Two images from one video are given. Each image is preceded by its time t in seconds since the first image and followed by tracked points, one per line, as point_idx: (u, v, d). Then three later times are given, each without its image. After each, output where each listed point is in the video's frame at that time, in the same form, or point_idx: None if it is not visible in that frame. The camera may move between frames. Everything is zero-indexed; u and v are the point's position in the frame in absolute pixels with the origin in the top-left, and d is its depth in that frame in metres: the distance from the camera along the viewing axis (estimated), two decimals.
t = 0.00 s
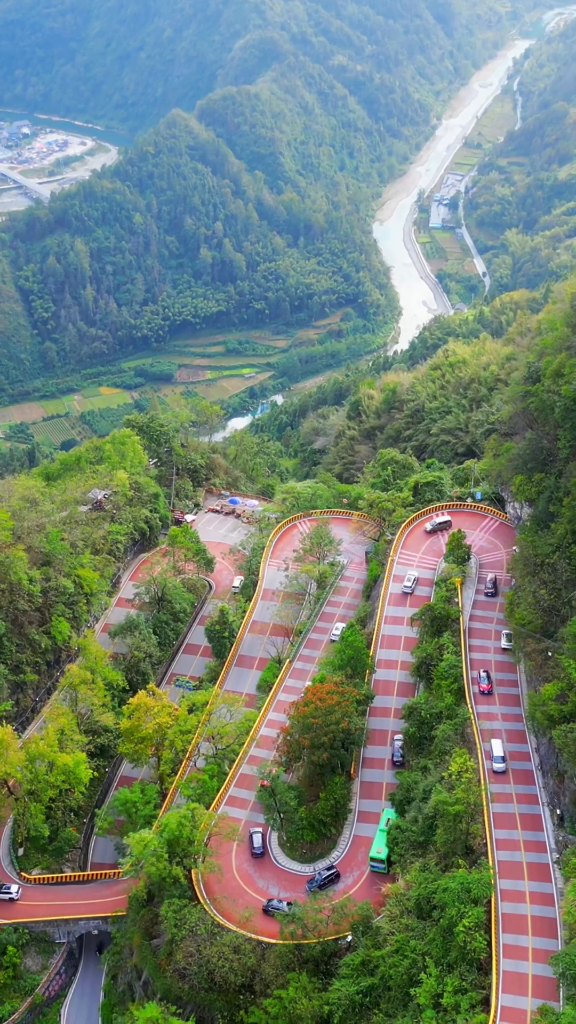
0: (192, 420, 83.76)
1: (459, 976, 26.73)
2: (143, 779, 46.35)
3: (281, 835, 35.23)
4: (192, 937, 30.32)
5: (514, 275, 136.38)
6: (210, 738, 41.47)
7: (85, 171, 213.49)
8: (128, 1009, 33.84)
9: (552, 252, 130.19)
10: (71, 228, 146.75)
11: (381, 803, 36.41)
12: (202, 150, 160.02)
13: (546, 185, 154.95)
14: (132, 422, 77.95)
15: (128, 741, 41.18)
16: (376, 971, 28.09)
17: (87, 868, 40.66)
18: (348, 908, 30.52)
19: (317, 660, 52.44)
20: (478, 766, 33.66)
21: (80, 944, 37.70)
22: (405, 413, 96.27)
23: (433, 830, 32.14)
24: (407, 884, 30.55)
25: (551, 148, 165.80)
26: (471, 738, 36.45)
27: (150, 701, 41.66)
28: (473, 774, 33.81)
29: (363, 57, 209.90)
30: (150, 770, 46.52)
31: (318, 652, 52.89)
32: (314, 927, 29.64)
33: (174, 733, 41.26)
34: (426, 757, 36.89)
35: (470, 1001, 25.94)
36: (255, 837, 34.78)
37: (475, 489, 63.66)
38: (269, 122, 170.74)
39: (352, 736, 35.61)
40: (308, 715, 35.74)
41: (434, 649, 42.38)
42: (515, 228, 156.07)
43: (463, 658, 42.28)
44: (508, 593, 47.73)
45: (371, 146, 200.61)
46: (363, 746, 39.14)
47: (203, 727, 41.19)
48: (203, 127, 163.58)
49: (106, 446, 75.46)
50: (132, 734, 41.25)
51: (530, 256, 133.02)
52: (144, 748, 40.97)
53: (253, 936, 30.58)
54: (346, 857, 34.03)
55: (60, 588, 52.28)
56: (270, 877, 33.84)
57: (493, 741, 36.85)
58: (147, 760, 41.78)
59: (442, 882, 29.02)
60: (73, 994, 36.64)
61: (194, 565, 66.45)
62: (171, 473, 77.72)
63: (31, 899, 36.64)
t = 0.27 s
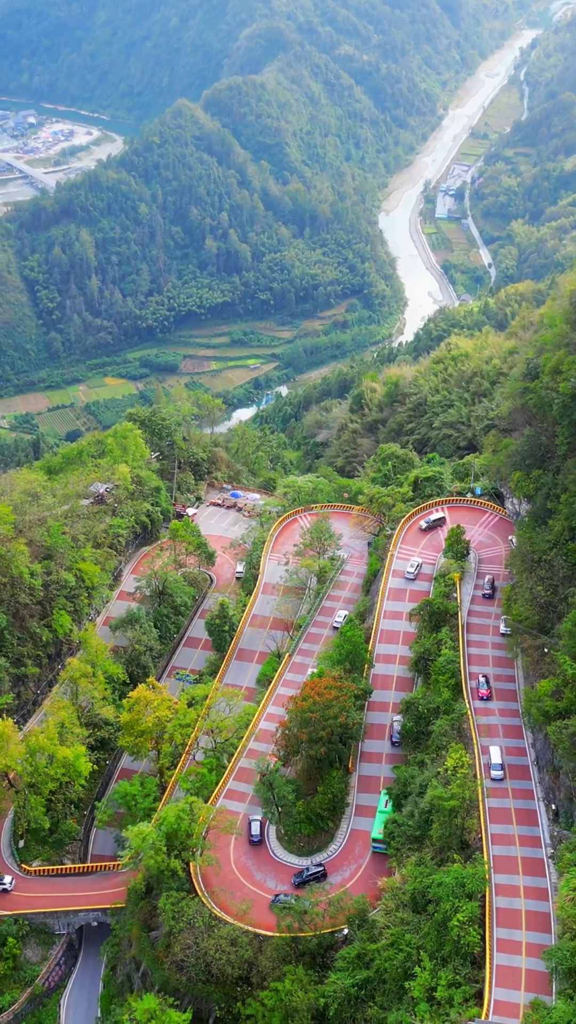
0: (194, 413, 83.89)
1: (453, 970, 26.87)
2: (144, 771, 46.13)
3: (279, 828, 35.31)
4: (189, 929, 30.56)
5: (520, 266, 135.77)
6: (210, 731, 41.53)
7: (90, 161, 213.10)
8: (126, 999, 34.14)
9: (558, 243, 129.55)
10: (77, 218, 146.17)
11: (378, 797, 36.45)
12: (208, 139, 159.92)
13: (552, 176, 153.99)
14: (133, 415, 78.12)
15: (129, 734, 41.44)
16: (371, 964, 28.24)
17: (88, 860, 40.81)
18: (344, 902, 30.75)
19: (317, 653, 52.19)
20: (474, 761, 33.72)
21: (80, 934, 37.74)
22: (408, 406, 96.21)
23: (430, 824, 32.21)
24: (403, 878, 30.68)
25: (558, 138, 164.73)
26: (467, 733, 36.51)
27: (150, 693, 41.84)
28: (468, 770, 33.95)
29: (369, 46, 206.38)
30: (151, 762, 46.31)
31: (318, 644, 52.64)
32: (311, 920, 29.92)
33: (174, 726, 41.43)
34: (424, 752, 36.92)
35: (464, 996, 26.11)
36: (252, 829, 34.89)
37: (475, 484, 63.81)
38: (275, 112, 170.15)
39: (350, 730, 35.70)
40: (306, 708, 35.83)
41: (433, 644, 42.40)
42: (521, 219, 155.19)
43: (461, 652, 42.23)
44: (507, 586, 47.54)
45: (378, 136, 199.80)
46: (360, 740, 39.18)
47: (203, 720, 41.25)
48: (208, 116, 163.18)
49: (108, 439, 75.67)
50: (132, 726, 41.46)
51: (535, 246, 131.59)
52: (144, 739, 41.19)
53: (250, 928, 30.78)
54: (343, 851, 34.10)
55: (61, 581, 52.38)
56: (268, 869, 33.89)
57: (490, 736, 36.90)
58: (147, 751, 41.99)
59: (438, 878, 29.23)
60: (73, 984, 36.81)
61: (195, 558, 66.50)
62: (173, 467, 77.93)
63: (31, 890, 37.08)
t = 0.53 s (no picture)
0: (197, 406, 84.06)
1: (447, 964, 27.14)
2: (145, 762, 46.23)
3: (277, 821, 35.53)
4: (187, 921, 30.86)
5: (525, 257, 135.50)
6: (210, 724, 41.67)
7: (96, 150, 213.01)
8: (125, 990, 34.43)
9: (563, 234, 129.30)
10: (82, 207, 146.83)
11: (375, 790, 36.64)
12: (213, 129, 160.12)
13: (558, 166, 153.61)
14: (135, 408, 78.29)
15: (129, 727, 41.54)
16: (366, 956, 28.54)
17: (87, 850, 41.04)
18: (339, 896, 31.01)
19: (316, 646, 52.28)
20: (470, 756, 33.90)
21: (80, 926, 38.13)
22: (410, 399, 96.22)
23: (425, 818, 32.44)
24: (399, 871, 30.90)
25: (565, 128, 164.17)
26: (464, 728, 36.68)
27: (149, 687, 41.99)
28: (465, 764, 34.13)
29: (376, 35, 207.57)
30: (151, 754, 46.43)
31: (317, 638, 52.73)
32: (308, 912, 30.22)
33: (173, 719, 41.60)
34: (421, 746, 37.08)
35: (457, 989, 26.39)
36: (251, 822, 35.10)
37: (475, 479, 63.96)
38: (282, 101, 170.07)
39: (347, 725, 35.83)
40: (304, 703, 35.99)
41: (431, 638, 42.48)
42: (527, 210, 154.95)
43: (459, 647, 42.30)
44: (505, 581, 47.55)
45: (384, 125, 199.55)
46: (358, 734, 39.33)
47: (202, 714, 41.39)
48: (214, 105, 163.30)
49: (110, 432, 75.89)
50: (131, 719, 41.62)
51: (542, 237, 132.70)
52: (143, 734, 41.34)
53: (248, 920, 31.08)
54: (340, 844, 34.32)
55: (63, 574, 52.50)
56: (266, 861, 34.13)
57: (486, 729, 37.07)
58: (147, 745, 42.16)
59: (433, 872, 29.49)
60: (73, 975, 37.04)
61: (196, 551, 66.66)
62: (175, 460, 78.15)
63: (31, 881, 37.36)
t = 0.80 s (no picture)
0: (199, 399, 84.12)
1: (441, 958, 27.37)
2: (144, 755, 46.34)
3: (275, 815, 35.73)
4: (185, 914, 31.07)
5: (531, 248, 135.27)
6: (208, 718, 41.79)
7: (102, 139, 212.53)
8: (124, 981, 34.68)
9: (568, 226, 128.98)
10: (88, 197, 146.15)
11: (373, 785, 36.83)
12: (219, 118, 158.53)
13: (565, 156, 152.99)
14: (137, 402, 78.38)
15: (129, 721, 41.74)
16: (362, 951, 28.83)
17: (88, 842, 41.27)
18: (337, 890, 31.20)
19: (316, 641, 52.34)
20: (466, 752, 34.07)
21: (80, 917, 38.39)
22: (412, 392, 96.20)
23: (421, 814, 32.66)
24: (396, 866, 31.09)
25: (572, 118, 163.49)
26: (461, 723, 36.83)
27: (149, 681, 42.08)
28: (461, 759, 34.32)
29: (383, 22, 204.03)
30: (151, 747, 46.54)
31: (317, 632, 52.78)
32: (306, 906, 30.47)
33: (173, 712, 41.72)
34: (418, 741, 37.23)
35: (451, 983, 26.63)
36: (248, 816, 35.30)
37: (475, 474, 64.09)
38: (288, 91, 169.47)
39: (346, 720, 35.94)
40: (302, 698, 36.09)
41: (429, 633, 42.52)
42: (534, 200, 154.46)
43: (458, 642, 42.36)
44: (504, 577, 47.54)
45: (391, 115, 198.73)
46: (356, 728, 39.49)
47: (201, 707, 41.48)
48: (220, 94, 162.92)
49: (112, 426, 76.03)
50: (132, 713, 41.77)
51: (549, 228, 133.34)
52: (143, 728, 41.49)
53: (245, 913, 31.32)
54: (337, 838, 34.56)
55: (65, 568, 52.57)
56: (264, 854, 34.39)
57: (483, 725, 37.20)
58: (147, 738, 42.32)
59: (429, 867, 29.70)
60: (73, 966, 37.27)
61: (197, 545, 66.79)
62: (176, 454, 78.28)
63: (32, 872, 37.71)
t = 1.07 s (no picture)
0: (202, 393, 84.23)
1: (436, 953, 27.58)
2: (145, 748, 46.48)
3: (274, 809, 35.90)
4: (183, 906, 31.26)
5: (537, 239, 134.81)
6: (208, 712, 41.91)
7: (108, 129, 212.48)
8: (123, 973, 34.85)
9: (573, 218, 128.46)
10: (93, 187, 146.53)
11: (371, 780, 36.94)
12: (226, 108, 158.80)
13: (572, 147, 152.19)
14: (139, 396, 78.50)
15: (130, 715, 41.96)
16: (358, 944, 29.01)
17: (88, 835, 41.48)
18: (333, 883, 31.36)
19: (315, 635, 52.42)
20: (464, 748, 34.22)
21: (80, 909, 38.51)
22: (416, 386, 96.17)
23: (418, 809, 32.86)
24: (392, 861, 31.26)
25: None
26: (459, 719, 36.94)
27: (149, 675, 42.24)
28: (458, 756, 34.43)
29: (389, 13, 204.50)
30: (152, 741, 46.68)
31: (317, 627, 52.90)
32: (304, 900, 30.66)
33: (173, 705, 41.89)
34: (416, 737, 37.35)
35: (446, 978, 26.84)
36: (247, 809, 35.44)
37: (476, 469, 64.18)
38: (294, 80, 168.96)
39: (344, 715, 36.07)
40: (300, 693, 36.22)
41: (429, 628, 42.57)
42: (541, 191, 153.72)
43: (457, 638, 42.42)
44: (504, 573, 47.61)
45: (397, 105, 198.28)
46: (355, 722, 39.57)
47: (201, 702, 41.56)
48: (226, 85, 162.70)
49: (114, 420, 76.20)
50: (132, 707, 41.99)
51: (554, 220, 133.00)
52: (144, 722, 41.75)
53: (243, 906, 31.52)
54: (335, 833, 34.74)
55: (66, 561, 52.79)
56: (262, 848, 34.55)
57: (481, 721, 37.32)
58: (147, 732, 42.52)
59: (424, 861, 29.82)
60: (73, 957, 37.33)
61: (199, 539, 66.98)
62: (179, 448, 78.43)
63: (33, 865, 38.10)
